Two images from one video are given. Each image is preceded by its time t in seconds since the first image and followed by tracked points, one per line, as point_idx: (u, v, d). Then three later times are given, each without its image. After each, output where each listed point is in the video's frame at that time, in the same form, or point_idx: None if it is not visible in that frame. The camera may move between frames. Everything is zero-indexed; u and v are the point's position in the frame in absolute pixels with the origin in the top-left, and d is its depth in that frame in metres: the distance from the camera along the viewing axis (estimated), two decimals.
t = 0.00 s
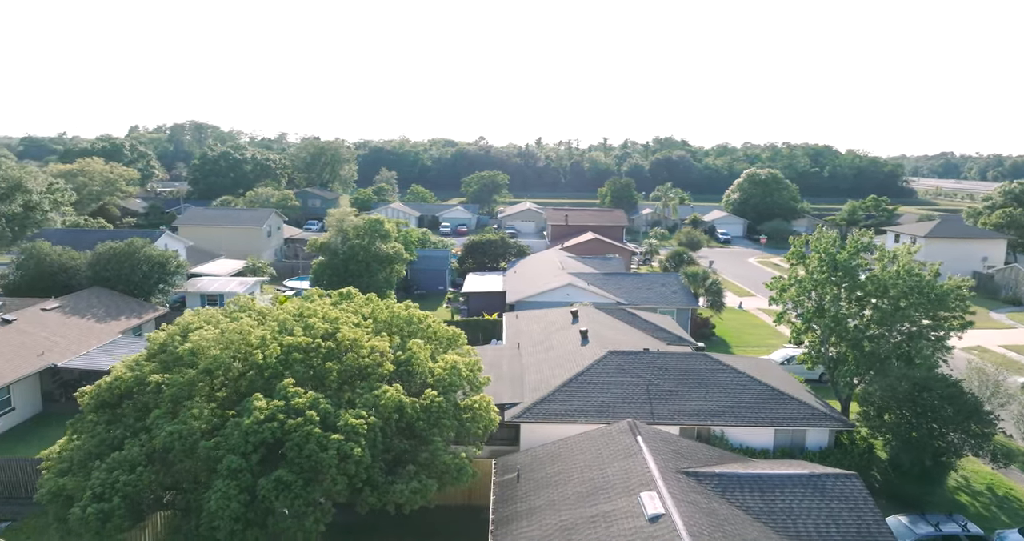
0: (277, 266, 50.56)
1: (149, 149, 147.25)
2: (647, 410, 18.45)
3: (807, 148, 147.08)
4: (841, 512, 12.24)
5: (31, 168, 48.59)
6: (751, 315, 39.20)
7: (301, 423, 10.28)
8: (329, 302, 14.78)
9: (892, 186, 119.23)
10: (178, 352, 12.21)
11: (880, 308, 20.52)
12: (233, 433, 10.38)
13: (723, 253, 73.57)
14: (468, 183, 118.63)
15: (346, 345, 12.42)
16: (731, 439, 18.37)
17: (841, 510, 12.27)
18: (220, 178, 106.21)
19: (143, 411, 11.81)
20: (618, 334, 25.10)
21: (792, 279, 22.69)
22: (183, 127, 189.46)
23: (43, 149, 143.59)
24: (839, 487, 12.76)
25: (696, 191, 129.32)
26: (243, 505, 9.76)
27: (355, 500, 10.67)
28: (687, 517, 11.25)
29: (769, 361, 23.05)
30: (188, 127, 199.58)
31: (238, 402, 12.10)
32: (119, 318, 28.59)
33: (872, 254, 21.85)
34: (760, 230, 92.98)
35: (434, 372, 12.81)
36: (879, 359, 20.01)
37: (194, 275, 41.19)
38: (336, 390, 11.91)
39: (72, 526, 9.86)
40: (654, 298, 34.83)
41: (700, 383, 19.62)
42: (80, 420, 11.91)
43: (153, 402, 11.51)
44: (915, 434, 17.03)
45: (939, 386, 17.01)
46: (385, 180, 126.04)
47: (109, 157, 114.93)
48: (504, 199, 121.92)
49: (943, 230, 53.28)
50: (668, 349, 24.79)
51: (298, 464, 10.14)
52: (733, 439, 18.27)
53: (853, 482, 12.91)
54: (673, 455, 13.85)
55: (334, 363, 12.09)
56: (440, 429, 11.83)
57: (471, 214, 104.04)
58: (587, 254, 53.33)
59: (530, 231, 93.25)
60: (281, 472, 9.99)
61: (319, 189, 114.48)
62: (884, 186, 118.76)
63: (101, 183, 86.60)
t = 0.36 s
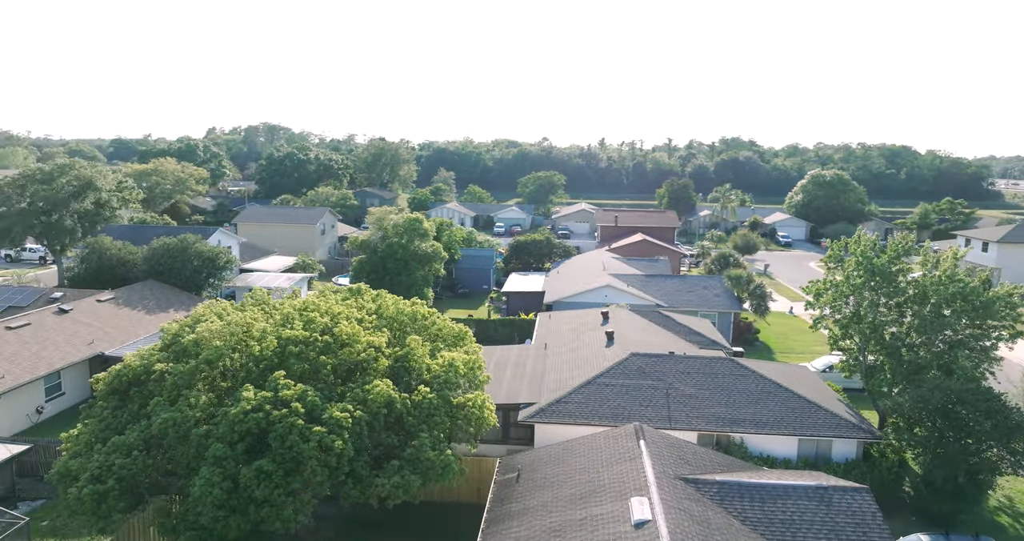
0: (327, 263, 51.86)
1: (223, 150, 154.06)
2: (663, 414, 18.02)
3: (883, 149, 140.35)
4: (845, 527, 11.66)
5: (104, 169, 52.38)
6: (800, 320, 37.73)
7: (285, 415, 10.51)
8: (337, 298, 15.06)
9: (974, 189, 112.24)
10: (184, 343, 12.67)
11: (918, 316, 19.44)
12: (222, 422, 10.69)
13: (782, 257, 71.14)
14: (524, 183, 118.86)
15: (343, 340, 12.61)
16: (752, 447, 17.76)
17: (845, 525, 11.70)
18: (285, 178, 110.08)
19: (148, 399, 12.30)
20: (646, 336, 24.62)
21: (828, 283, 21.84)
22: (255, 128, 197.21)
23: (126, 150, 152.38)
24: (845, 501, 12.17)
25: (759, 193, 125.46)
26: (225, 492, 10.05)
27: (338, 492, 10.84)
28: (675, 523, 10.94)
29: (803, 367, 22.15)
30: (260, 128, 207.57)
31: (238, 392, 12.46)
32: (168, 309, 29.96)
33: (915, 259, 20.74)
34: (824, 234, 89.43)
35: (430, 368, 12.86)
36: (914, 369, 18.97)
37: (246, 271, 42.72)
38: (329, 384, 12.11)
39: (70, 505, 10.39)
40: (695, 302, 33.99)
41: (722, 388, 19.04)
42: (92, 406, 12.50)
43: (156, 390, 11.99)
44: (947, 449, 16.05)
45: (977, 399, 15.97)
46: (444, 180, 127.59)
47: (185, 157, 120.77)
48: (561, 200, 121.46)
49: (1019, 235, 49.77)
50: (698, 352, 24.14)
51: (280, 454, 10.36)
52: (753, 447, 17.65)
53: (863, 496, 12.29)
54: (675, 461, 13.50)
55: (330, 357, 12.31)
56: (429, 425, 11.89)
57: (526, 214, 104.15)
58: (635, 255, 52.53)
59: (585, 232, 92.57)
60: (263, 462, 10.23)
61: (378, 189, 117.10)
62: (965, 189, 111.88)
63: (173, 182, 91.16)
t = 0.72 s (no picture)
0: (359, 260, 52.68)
1: (273, 149, 158.34)
2: (662, 415, 17.70)
3: (941, 148, 134.48)
4: (825, 536, 11.25)
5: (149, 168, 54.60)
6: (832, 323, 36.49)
7: (253, 406, 10.70)
8: (329, 291, 15.24)
9: None
10: (172, 333, 13.03)
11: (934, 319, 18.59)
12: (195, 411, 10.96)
13: (825, 259, 68.89)
14: (563, 182, 118.43)
15: (323, 334, 12.76)
16: (752, 452, 17.30)
17: (825, 533, 11.31)
18: (327, 176, 112.35)
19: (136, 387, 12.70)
20: (657, 335, 24.19)
21: (843, 284, 21.13)
22: (305, 128, 201.74)
23: (181, 149, 158.07)
24: (828, 509, 11.77)
25: (806, 193, 121.96)
26: (191, 480, 10.30)
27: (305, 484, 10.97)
28: (642, 525, 10.74)
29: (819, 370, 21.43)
30: (309, 128, 212.27)
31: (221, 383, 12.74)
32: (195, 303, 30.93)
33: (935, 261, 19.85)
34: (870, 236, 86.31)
35: (408, 363, 12.90)
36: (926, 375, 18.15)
37: (277, 267, 43.76)
38: (306, 376, 12.27)
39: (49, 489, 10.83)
40: (719, 303, 33.24)
41: (726, 390, 18.58)
42: (84, 393, 12.97)
43: (141, 379, 12.38)
44: (955, 459, 15.32)
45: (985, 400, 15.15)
46: (484, 179, 128.19)
47: (234, 156, 124.52)
48: (601, 199, 120.56)
49: None
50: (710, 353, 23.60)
51: (247, 444, 10.56)
52: (753, 451, 17.18)
53: (848, 505, 11.84)
54: (657, 462, 13.25)
55: (308, 350, 12.48)
56: (402, 420, 11.92)
57: (564, 213, 103.76)
58: (666, 255, 51.70)
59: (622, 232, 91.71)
60: (229, 451, 10.44)
61: (418, 187, 118.46)
62: None
63: (220, 180, 94.07)
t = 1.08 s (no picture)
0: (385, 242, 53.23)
1: (313, 133, 160.98)
2: (653, 401, 17.50)
3: (998, 132, 128.40)
4: (793, 526, 11.00)
5: (183, 151, 56.07)
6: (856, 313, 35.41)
7: (220, 382, 10.94)
8: (315, 271, 15.44)
9: None
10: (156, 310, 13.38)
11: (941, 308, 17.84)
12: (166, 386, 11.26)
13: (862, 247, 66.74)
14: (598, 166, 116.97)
15: (298, 313, 12.94)
16: (744, 440, 16.99)
17: (792, 524, 11.06)
18: (363, 160, 113.70)
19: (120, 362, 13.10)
20: (662, 320, 23.87)
21: (851, 271, 20.48)
22: (347, 112, 204.43)
23: (226, 132, 161.83)
24: (799, 499, 11.50)
25: (849, 178, 118.23)
26: (155, 451, 10.62)
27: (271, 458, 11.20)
28: (600, 509, 10.66)
29: (826, 359, 20.83)
30: (351, 112, 214.63)
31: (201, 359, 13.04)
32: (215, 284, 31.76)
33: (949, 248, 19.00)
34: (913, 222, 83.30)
35: (382, 343, 13.01)
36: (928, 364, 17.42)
37: (302, 248, 44.59)
38: (280, 355, 12.49)
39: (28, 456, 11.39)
40: (736, 289, 32.57)
41: (722, 377, 18.24)
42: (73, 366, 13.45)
43: (123, 353, 12.79)
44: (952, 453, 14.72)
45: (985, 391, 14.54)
46: (518, 163, 127.90)
47: (275, 140, 127.00)
48: (636, 183, 119.15)
49: None
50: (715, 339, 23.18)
51: (212, 419, 10.81)
52: (745, 439, 16.89)
53: (822, 496, 11.55)
54: (631, 447, 13.10)
55: (283, 329, 12.68)
56: (371, 400, 12.04)
57: (596, 197, 102.94)
58: (692, 240, 50.83)
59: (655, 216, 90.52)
60: (193, 424, 10.72)
61: (452, 171, 118.98)
62: None
63: (258, 164, 96.08)
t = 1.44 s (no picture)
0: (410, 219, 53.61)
1: (353, 110, 162.44)
2: (644, 380, 17.33)
3: None
4: (756, 510, 10.81)
5: (216, 127, 57.23)
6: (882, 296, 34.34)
7: (190, 352, 11.23)
8: (304, 245, 15.64)
9: None
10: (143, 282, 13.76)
11: (947, 293, 17.16)
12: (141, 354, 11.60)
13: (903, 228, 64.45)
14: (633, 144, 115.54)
15: (277, 285, 13.14)
16: (734, 421, 16.74)
17: (756, 506, 10.87)
18: (399, 137, 114.38)
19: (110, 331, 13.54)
20: (667, 299, 23.54)
21: (860, 252, 19.83)
22: (387, 90, 205.52)
23: (268, 109, 164.58)
24: (766, 482, 11.28)
25: (897, 157, 113.87)
26: (125, 417, 10.99)
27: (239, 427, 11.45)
28: (558, 485, 10.64)
29: (834, 343, 20.25)
30: (392, 88, 215.27)
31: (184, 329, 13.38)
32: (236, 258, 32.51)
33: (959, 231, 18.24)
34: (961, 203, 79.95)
35: (359, 317, 13.12)
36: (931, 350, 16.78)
37: (326, 224, 45.26)
38: (257, 326, 12.73)
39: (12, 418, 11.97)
40: (755, 269, 31.90)
41: (718, 358, 17.93)
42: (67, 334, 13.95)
43: (108, 321, 13.22)
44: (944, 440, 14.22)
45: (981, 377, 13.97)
46: (553, 140, 126.90)
47: (313, 117, 128.49)
48: (672, 161, 117.08)
49: None
50: (721, 320, 22.78)
51: (182, 386, 11.11)
52: (735, 421, 16.62)
53: (791, 480, 11.31)
54: (605, 426, 13.03)
55: (261, 301, 12.90)
56: (341, 373, 12.17)
57: (631, 175, 101.50)
58: (719, 219, 49.79)
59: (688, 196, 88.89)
60: (161, 391, 11.02)
61: (486, 148, 118.80)
62: None
63: (294, 140, 97.53)
